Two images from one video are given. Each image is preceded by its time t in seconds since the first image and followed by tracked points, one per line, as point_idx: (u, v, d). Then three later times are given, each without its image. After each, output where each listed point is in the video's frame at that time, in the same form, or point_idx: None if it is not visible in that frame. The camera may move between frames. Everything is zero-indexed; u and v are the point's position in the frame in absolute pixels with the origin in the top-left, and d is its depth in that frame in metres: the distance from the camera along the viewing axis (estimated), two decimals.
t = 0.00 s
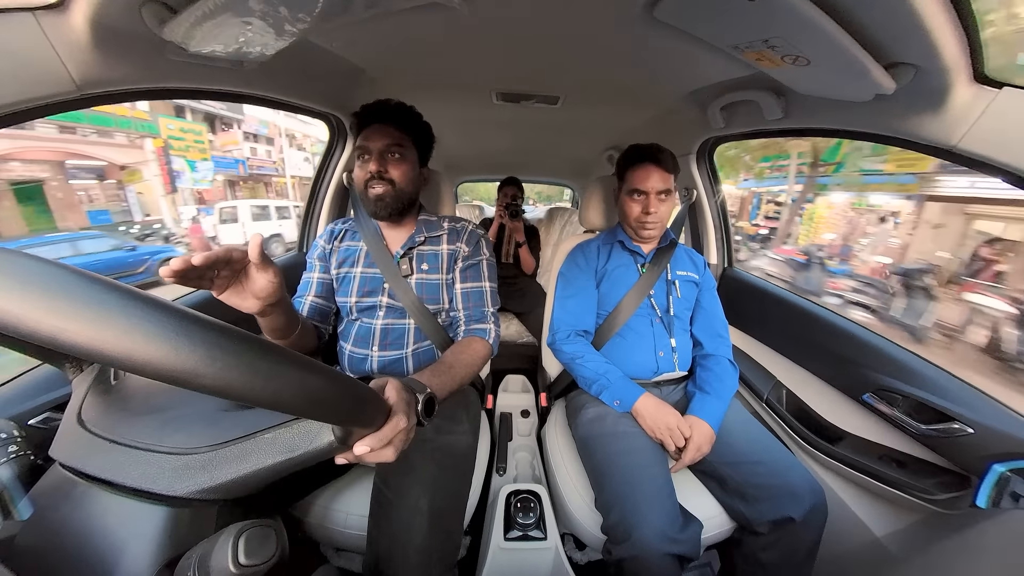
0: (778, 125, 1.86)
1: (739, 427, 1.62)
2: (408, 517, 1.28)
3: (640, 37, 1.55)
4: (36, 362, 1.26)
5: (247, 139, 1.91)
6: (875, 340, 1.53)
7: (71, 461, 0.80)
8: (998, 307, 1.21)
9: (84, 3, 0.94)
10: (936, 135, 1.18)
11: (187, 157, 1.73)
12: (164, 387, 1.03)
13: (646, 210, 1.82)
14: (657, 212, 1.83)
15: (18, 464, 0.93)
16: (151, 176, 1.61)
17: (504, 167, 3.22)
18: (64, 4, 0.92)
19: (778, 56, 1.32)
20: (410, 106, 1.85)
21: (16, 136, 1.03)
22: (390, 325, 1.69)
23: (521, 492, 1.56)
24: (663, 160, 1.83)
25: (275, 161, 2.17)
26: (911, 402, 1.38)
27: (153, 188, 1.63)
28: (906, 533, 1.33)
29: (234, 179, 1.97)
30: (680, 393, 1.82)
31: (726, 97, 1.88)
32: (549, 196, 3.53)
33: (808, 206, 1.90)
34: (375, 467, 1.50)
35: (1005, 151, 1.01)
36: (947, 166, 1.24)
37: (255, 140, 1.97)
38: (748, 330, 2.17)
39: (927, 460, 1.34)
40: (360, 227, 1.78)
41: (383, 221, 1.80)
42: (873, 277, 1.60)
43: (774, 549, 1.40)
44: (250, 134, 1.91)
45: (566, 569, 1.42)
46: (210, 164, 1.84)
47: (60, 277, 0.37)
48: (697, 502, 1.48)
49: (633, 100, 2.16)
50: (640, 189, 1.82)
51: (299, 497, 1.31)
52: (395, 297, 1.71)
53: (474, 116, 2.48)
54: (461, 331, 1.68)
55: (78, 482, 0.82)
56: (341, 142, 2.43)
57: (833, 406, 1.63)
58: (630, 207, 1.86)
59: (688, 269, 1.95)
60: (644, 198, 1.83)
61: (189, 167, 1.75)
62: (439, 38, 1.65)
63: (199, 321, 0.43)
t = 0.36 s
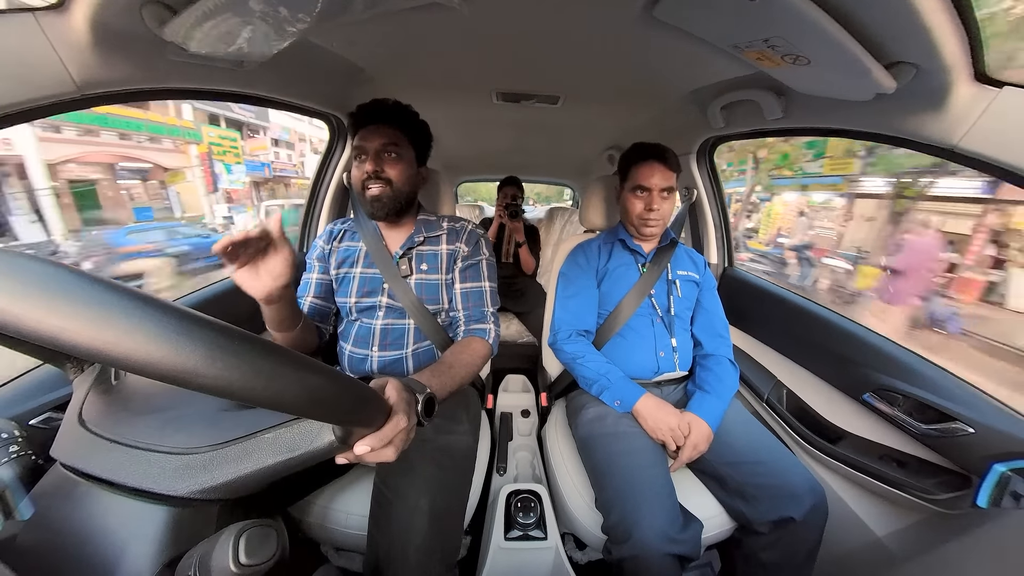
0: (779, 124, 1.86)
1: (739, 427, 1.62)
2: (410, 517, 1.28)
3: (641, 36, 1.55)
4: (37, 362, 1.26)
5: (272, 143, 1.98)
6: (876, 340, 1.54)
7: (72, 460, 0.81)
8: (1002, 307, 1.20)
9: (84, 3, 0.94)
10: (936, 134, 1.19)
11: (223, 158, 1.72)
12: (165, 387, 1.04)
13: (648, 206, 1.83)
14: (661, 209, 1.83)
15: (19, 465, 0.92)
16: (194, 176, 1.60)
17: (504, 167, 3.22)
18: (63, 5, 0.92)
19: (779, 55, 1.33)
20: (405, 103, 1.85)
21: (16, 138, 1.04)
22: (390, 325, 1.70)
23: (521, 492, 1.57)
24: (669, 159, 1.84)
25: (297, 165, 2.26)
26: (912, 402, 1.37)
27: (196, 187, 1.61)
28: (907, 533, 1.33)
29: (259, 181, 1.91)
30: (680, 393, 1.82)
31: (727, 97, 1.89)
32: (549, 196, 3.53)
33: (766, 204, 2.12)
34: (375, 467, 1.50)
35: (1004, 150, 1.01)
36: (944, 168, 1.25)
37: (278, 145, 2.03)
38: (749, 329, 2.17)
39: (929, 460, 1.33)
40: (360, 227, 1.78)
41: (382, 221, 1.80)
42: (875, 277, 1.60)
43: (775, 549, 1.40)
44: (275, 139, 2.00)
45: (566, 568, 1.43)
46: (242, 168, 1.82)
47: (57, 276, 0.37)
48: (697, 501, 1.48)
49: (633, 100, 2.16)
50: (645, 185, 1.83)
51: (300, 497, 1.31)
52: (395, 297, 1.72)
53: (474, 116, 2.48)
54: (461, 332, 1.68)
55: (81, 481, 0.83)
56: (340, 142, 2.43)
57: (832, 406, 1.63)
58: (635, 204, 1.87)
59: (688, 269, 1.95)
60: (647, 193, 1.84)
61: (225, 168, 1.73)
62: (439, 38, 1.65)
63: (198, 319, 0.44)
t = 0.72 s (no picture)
0: (782, 126, 1.86)
1: (740, 428, 1.62)
2: (409, 515, 1.29)
3: (645, 37, 1.55)
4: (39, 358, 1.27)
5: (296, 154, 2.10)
6: (879, 344, 1.53)
7: (76, 454, 0.85)
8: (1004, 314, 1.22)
9: (89, 2, 0.94)
10: (943, 136, 1.19)
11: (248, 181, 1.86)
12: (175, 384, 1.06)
13: (642, 203, 1.85)
14: (653, 207, 1.84)
15: (22, 458, 0.93)
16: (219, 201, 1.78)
17: (507, 167, 3.22)
18: (68, 4, 0.93)
19: (784, 56, 1.32)
20: (411, 105, 1.86)
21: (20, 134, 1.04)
22: (392, 322, 1.70)
23: (520, 491, 1.57)
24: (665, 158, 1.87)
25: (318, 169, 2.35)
26: (914, 405, 1.38)
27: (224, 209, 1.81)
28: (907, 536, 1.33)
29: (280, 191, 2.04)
30: (679, 394, 1.82)
31: (731, 98, 1.89)
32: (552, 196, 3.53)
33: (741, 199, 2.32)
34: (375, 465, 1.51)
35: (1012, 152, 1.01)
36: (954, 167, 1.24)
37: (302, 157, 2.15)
38: (749, 332, 2.16)
39: (930, 464, 1.35)
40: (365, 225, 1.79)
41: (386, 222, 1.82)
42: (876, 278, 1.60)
43: (774, 551, 1.40)
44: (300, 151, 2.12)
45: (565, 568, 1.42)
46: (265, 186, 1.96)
47: (35, 263, 0.38)
48: (696, 502, 1.48)
49: (637, 101, 2.16)
50: (639, 181, 1.84)
51: (300, 495, 1.32)
52: (397, 296, 1.72)
53: (477, 116, 2.48)
54: (466, 330, 1.69)
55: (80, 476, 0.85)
56: (343, 141, 2.42)
57: (833, 409, 1.63)
58: (629, 200, 1.88)
59: (690, 270, 1.95)
60: (641, 190, 1.85)
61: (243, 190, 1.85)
62: (443, 37, 1.66)
63: (182, 308, 0.43)
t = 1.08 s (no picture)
0: (783, 125, 1.86)
1: (739, 427, 1.62)
2: (410, 512, 1.30)
3: (645, 35, 1.55)
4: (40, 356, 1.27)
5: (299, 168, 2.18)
6: (882, 345, 1.53)
7: (76, 454, 0.86)
8: (952, 300, 1.34)
9: (87, 2, 0.95)
10: (943, 136, 1.19)
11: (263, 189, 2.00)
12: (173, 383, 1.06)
13: (646, 206, 1.85)
14: (657, 209, 1.85)
15: (24, 458, 0.94)
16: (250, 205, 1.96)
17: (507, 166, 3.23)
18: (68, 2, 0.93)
19: (785, 55, 1.32)
20: (415, 103, 1.86)
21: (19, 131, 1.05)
22: (393, 321, 1.70)
23: (520, 489, 1.58)
24: (669, 158, 1.85)
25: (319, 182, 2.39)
26: (912, 405, 1.38)
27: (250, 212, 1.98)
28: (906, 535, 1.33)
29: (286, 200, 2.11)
30: (679, 393, 1.83)
31: (732, 96, 1.89)
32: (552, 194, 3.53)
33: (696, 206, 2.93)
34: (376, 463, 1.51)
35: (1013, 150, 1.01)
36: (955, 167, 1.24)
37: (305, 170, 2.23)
38: (750, 331, 2.16)
39: (935, 465, 1.33)
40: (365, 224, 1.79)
41: (387, 218, 1.83)
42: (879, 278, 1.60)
43: (774, 550, 1.41)
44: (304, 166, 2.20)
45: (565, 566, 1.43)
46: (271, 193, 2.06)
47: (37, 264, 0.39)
48: (696, 502, 1.49)
49: (637, 99, 2.17)
50: (643, 185, 1.84)
51: (302, 493, 1.33)
52: (398, 295, 1.72)
53: (477, 114, 2.49)
54: (465, 330, 1.69)
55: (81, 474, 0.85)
56: (343, 139, 2.42)
57: (834, 408, 1.63)
58: (633, 202, 1.88)
59: (691, 269, 1.95)
60: (644, 192, 1.86)
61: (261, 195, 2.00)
62: (444, 35, 1.66)
63: (183, 307, 0.44)
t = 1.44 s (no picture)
0: (784, 123, 1.85)
1: (738, 425, 1.63)
2: (410, 511, 1.30)
3: (646, 33, 1.55)
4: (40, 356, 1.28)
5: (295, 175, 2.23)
6: (883, 345, 1.53)
7: (77, 455, 0.83)
8: (855, 271, 1.73)
9: (86, 1, 0.95)
10: (944, 135, 1.19)
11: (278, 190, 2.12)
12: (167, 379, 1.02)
13: (649, 198, 1.85)
14: (660, 203, 1.84)
15: (25, 457, 0.91)
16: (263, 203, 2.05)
17: (507, 164, 3.22)
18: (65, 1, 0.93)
19: (786, 53, 1.32)
20: (413, 101, 1.86)
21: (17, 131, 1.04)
22: (392, 321, 1.71)
23: (520, 488, 1.59)
24: (671, 157, 1.88)
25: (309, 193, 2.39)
26: (911, 403, 1.39)
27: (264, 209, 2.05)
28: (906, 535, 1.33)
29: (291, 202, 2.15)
30: (679, 392, 1.82)
31: (732, 95, 1.89)
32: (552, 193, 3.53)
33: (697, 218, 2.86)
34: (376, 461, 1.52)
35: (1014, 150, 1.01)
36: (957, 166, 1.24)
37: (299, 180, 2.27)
38: (750, 330, 2.16)
39: (931, 464, 1.34)
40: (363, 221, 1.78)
41: (385, 218, 1.83)
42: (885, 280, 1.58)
43: (773, 550, 1.41)
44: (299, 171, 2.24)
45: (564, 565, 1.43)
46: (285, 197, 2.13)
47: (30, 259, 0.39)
48: (696, 500, 1.50)
49: (637, 97, 2.16)
50: (645, 178, 1.84)
51: (302, 492, 1.33)
52: (397, 295, 1.73)
53: (477, 112, 2.49)
54: (464, 330, 1.69)
55: (83, 475, 0.85)
56: (342, 138, 2.41)
57: (833, 407, 1.63)
58: (635, 196, 1.88)
59: (690, 267, 1.96)
60: (647, 186, 1.85)
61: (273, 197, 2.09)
62: (443, 32, 1.65)
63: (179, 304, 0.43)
